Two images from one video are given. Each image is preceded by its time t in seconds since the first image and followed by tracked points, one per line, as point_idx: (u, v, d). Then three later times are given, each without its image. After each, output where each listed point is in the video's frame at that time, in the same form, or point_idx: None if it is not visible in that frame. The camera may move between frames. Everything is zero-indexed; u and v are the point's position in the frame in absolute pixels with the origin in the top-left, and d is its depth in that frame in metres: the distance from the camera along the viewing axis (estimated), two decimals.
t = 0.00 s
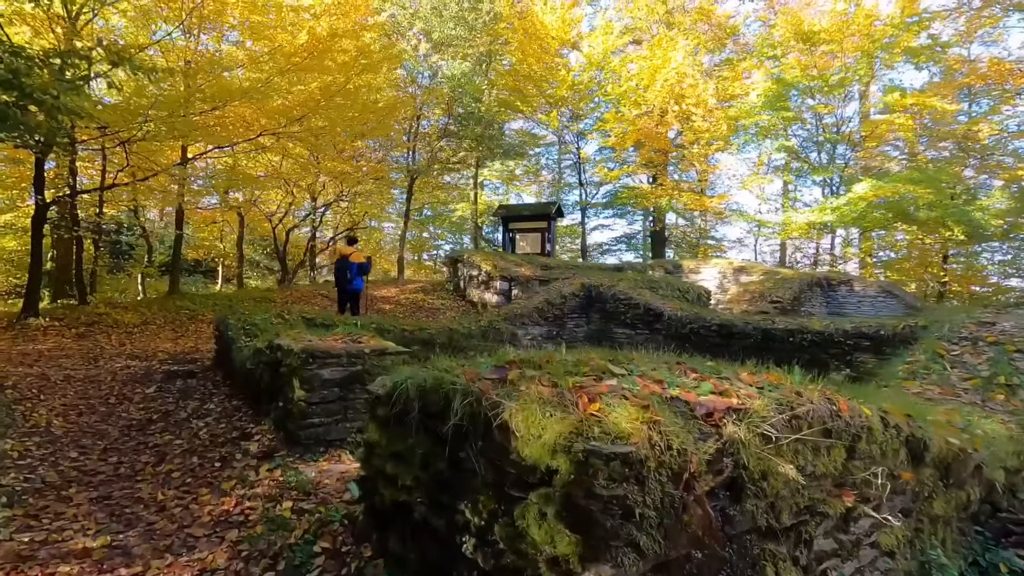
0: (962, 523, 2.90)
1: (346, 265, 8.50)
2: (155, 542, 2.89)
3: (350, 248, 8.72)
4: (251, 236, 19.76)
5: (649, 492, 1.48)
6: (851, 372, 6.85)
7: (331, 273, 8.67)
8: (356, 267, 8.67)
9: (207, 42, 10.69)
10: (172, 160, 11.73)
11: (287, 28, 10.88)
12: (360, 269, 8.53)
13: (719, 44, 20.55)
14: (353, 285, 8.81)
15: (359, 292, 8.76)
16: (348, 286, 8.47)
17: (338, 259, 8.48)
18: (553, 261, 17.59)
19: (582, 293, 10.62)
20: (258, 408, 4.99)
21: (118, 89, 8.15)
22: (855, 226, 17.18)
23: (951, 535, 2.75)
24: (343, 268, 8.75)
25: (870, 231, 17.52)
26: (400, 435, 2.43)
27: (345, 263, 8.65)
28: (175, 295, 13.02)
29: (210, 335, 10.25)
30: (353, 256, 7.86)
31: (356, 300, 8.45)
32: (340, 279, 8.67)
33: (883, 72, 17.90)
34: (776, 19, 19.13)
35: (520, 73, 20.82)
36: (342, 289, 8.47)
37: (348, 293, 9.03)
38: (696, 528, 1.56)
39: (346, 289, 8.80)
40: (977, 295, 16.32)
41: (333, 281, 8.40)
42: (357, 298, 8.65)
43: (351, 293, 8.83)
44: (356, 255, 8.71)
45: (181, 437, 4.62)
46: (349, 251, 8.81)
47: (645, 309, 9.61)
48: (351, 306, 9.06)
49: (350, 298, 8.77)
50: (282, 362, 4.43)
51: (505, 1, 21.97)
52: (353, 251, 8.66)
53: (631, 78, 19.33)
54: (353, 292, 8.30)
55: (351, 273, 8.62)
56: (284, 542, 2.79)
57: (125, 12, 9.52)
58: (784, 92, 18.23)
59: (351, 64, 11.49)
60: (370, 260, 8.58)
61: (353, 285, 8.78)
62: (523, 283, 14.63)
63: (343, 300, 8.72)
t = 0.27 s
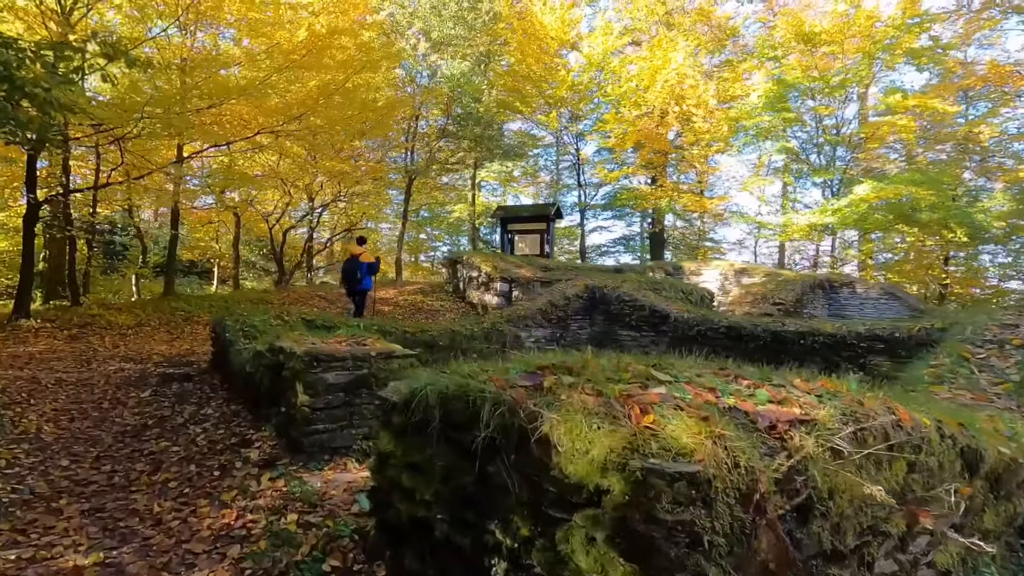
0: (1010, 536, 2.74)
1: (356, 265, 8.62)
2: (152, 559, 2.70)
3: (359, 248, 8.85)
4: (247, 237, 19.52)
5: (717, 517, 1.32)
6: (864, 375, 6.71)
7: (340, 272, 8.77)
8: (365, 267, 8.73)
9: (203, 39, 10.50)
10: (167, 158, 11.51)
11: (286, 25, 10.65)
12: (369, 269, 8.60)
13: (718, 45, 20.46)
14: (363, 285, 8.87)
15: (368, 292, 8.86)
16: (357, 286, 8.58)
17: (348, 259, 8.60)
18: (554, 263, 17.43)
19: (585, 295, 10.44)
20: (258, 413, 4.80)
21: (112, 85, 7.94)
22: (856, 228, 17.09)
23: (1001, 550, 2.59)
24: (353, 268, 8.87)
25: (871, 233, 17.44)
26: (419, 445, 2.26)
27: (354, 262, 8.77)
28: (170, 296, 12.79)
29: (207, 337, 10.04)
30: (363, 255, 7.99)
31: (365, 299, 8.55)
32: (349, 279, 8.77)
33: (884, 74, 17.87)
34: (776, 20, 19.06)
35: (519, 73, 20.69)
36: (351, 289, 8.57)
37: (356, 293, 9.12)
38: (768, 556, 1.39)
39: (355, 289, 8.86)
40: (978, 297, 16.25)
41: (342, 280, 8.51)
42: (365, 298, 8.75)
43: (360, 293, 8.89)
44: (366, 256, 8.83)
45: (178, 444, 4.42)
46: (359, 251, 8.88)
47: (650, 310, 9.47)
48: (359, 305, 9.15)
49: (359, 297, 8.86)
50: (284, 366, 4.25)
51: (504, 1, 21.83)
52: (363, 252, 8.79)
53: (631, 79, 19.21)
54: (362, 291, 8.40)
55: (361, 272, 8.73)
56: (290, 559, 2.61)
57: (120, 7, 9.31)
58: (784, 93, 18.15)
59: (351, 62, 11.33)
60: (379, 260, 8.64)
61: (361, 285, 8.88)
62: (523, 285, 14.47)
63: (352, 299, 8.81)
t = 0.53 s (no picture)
0: None
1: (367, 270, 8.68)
2: None
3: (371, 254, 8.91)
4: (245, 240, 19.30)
5: None
6: (883, 386, 6.57)
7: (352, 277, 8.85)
8: (377, 273, 8.77)
9: (203, 39, 10.32)
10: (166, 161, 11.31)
11: (286, 27, 10.57)
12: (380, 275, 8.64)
13: (720, 47, 20.37)
14: (373, 290, 8.89)
15: (378, 298, 8.91)
16: (368, 291, 8.63)
17: (359, 265, 8.67)
18: (556, 266, 17.28)
19: (592, 300, 10.29)
20: (264, 428, 4.61)
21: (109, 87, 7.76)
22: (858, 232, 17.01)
23: None
24: (364, 274, 8.93)
25: (875, 237, 17.38)
26: (452, 478, 2.09)
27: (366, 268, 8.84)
28: (168, 301, 12.58)
29: (206, 343, 9.84)
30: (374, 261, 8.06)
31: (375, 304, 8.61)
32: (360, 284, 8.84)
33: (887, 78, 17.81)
34: (778, 23, 19.00)
35: (520, 75, 20.59)
36: (362, 294, 8.63)
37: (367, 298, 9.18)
38: None
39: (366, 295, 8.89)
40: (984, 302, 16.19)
41: (353, 286, 8.58)
42: (376, 304, 8.79)
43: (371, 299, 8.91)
44: (377, 262, 8.90)
45: (180, 461, 4.24)
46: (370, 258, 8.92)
47: (659, 316, 9.31)
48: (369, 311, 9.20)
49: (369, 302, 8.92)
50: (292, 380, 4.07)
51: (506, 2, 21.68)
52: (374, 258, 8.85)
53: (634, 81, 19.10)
54: (373, 297, 8.46)
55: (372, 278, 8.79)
56: None
57: (117, 7, 9.12)
58: (787, 96, 18.06)
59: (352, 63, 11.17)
60: (389, 266, 8.67)
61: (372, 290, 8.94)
62: (527, 289, 14.31)
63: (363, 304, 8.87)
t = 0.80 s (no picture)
0: None
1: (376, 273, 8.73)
2: None
3: (379, 258, 8.95)
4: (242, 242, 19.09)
5: None
6: (897, 392, 6.46)
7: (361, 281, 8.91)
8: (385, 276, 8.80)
9: (200, 39, 10.13)
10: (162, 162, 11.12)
11: (285, 26, 10.41)
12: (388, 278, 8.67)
13: (721, 50, 20.28)
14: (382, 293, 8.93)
15: (388, 301, 8.95)
16: (376, 294, 8.67)
17: (368, 268, 8.73)
18: (556, 269, 17.12)
19: (596, 303, 10.12)
20: (265, 437, 4.45)
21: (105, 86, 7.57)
22: (860, 234, 16.92)
23: None
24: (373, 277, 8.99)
25: (876, 240, 17.29)
26: (474, 501, 1.93)
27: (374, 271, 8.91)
28: (164, 304, 12.38)
29: (203, 348, 9.64)
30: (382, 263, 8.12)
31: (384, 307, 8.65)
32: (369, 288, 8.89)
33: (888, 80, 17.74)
34: (779, 25, 18.90)
35: (519, 77, 20.45)
36: (371, 297, 8.67)
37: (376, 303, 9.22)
38: None
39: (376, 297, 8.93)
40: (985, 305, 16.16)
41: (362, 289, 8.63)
42: (385, 307, 8.82)
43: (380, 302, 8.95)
44: (386, 265, 8.94)
45: (177, 473, 4.08)
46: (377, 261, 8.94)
47: (665, 320, 9.17)
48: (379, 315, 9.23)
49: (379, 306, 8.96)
50: (295, 389, 3.91)
51: (505, 4, 21.55)
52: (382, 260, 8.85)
53: (634, 83, 18.97)
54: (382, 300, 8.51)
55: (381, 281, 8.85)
56: None
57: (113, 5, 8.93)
58: (788, 99, 17.98)
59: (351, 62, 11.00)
60: (398, 268, 8.68)
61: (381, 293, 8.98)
62: (527, 292, 14.16)
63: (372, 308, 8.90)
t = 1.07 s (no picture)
0: None
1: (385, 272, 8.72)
2: None
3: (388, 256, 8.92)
4: (240, 241, 18.86)
5: None
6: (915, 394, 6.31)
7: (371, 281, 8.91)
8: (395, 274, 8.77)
9: (197, 34, 9.92)
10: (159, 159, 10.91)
11: (285, 22, 10.21)
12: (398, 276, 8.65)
13: (723, 49, 20.11)
14: (393, 291, 8.91)
15: (399, 299, 8.94)
16: (387, 293, 8.64)
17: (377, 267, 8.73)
18: (558, 269, 16.94)
19: (602, 303, 9.93)
20: (267, 440, 4.27)
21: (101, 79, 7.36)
22: (864, 235, 16.76)
23: None
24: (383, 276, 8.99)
25: (880, 240, 17.14)
26: (505, 517, 1.76)
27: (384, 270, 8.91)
28: (161, 303, 12.17)
29: (201, 347, 9.44)
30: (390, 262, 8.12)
31: (395, 305, 8.63)
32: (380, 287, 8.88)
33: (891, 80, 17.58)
34: (782, 23, 18.70)
35: (520, 76, 20.23)
36: (382, 296, 8.65)
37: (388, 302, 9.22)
38: None
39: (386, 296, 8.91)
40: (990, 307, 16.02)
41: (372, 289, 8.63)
42: (396, 305, 8.80)
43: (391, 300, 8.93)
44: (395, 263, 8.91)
45: (176, 479, 3.89)
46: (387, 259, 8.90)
47: (673, 320, 8.98)
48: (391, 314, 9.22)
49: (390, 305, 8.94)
50: (299, 391, 3.72)
51: (506, 2, 21.37)
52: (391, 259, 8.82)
53: (636, 81, 18.76)
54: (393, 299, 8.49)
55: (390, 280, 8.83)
56: None
57: None
58: (792, 98, 17.82)
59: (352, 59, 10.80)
60: (407, 266, 8.64)
61: (392, 292, 8.97)
62: (529, 292, 13.99)
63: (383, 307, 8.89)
